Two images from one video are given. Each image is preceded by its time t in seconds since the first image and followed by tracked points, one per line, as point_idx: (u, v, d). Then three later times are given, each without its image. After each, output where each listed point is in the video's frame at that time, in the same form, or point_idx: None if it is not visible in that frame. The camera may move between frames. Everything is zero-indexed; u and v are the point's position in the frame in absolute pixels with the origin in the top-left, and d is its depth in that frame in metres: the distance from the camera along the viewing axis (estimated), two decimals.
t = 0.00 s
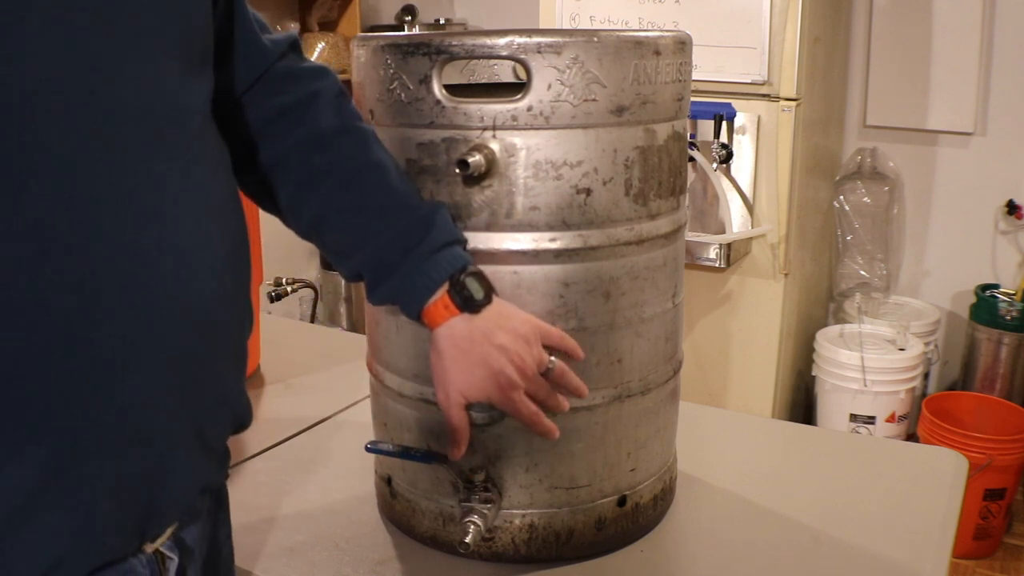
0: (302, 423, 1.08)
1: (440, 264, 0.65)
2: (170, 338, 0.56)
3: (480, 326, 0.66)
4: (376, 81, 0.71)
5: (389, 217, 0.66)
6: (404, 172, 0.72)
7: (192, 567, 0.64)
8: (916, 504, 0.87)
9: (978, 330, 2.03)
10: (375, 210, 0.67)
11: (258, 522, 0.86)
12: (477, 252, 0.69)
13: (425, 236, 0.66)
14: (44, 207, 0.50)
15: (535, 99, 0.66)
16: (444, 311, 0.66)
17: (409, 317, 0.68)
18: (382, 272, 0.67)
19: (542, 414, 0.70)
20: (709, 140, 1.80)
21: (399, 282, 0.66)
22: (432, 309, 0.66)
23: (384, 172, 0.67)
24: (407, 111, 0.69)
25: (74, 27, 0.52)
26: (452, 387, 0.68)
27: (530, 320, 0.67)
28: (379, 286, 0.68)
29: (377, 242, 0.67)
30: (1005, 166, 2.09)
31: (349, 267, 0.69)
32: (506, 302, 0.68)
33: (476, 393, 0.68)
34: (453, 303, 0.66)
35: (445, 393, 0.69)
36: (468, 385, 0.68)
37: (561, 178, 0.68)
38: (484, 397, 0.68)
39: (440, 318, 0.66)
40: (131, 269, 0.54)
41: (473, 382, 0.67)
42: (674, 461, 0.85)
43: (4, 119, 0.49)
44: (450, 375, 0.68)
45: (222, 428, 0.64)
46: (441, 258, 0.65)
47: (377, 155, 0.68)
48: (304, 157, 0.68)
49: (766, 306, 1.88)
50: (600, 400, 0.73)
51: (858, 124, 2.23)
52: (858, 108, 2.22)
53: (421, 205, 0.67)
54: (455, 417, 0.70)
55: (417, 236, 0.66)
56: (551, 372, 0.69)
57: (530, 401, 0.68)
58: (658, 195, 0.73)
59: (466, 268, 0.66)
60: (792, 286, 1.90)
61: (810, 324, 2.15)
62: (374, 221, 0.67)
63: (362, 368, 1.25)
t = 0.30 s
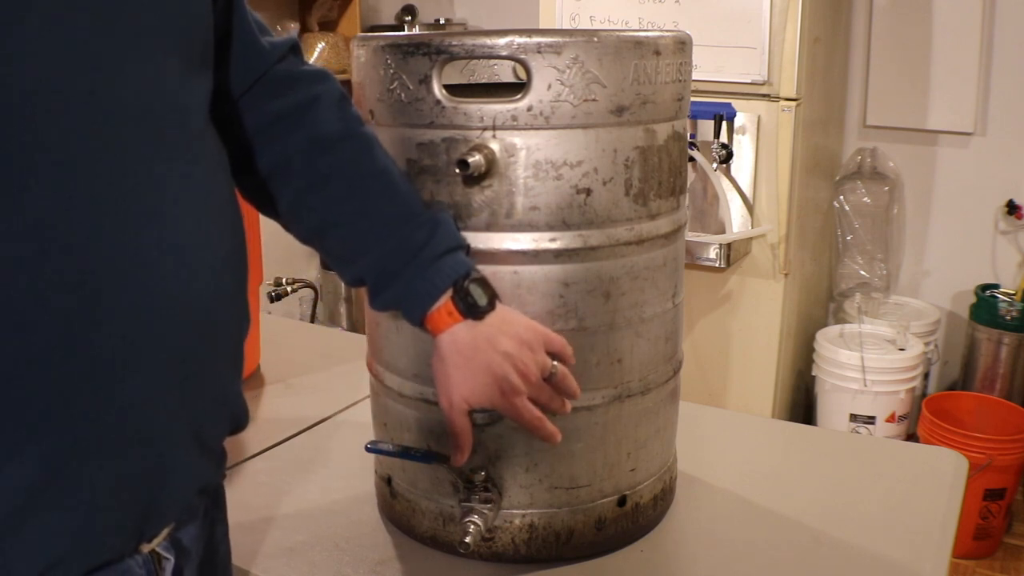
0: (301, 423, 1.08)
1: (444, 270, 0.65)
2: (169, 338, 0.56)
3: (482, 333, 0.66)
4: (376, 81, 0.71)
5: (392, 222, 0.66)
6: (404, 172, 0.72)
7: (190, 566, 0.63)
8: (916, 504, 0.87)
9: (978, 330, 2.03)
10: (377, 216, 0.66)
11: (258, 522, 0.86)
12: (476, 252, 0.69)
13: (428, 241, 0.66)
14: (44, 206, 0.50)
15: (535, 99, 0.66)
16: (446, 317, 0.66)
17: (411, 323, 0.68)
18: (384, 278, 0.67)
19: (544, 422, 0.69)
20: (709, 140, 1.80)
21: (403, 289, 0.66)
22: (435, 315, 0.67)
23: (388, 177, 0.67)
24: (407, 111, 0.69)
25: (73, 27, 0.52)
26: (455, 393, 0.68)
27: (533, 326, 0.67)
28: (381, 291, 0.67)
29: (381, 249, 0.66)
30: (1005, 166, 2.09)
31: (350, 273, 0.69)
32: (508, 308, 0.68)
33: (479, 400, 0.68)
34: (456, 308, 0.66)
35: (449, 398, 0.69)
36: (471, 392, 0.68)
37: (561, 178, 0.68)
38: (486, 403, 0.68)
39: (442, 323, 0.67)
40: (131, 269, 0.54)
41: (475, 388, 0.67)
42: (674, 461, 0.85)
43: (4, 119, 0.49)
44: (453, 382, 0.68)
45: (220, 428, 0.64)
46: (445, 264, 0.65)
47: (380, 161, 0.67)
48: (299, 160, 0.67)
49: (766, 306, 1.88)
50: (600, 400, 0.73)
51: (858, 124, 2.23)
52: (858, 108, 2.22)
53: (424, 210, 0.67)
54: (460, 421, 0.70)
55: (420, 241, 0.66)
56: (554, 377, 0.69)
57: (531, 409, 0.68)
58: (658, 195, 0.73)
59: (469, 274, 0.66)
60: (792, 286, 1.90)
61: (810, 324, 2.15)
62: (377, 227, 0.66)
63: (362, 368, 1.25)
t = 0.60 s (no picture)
0: (302, 423, 1.08)
1: (405, 249, 0.64)
2: (169, 338, 0.56)
3: (450, 305, 0.62)
4: (376, 81, 0.71)
5: (355, 210, 0.66)
6: (404, 172, 0.72)
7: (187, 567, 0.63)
8: (916, 504, 0.87)
9: (978, 330, 2.03)
10: (342, 205, 0.66)
11: (258, 522, 0.86)
12: (476, 252, 0.69)
13: (390, 227, 0.65)
14: (43, 206, 0.50)
15: (535, 99, 0.66)
16: (408, 296, 0.64)
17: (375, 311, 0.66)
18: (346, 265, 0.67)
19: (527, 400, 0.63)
20: (709, 140, 1.80)
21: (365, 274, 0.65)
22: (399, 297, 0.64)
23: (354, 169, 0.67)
24: (407, 111, 0.69)
25: (72, 27, 0.52)
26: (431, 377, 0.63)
27: (500, 301, 0.63)
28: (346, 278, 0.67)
29: (344, 237, 0.66)
30: (1005, 166, 2.09)
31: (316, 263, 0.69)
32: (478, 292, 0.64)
33: (453, 376, 0.62)
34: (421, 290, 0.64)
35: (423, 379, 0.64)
36: (443, 368, 0.62)
37: (561, 178, 0.68)
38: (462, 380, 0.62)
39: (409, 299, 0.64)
40: (131, 268, 0.54)
41: (448, 362, 0.62)
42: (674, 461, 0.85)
43: (5, 119, 0.49)
44: (427, 366, 0.63)
45: (219, 429, 0.64)
46: (405, 247, 0.64)
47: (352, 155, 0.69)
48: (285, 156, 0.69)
49: (766, 306, 1.88)
50: (600, 400, 0.73)
51: (858, 124, 2.23)
52: (858, 108, 2.22)
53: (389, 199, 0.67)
54: (439, 408, 0.64)
55: (382, 227, 0.65)
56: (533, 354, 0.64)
57: (512, 383, 0.62)
58: (658, 195, 0.73)
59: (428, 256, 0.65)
60: (792, 286, 1.90)
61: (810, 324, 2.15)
62: (342, 216, 0.66)
63: (362, 368, 1.25)
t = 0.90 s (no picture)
0: (302, 423, 1.08)
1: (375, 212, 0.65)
2: (169, 339, 0.56)
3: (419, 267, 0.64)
4: (376, 82, 0.71)
5: (325, 179, 0.67)
6: (405, 172, 0.71)
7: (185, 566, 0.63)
8: (915, 505, 0.87)
9: (978, 330, 2.03)
10: (314, 175, 0.68)
11: (258, 522, 0.86)
12: (476, 252, 0.69)
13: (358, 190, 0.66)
14: (45, 207, 0.50)
15: (535, 99, 0.66)
16: (381, 257, 0.65)
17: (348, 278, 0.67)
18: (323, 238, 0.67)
19: (511, 342, 0.62)
20: (709, 140, 1.80)
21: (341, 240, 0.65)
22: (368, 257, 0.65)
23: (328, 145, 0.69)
24: (407, 111, 0.69)
25: (72, 28, 0.52)
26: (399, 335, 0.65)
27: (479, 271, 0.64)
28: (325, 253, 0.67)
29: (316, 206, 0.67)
30: (1004, 166, 2.09)
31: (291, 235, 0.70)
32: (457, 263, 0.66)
33: (423, 332, 0.63)
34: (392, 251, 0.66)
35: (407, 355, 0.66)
36: (413, 322, 0.64)
37: (561, 179, 0.68)
38: (439, 337, 0.63)
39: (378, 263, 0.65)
40: (131, 269, 0.54)
41: (423, 322, 0.63)
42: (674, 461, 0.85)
43: (5, 119, 0.49)
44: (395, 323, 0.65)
45: (219, 429, 0.64)
46: (374, 208, 0.65)
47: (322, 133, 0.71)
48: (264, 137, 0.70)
49: (766, 306, 1.88)
50: (600, 400, 0.73)
51: (858, 124, 2.23)
52: (858, 108, 2.22)
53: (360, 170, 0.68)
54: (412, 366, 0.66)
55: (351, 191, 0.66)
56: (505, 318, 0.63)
57: (488, 329, 0.62)
58: (658, 195, 0.73)
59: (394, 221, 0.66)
60: (792, 286, 1.90)
61: (810, 324, 2.15)
62: (315, 186, 0.68)
63: (362, 368, 1.25)
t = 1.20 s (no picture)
0: (302, 423, 1.08)
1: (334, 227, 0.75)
2: (167, 339, 0.57)
3: (400, 258, 0.73)
4: (376, 81, 0.71)
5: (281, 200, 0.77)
6: (405, 172, 0.71)
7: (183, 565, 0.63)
8: (916, 505, 0.87)
9: (978, 329, 2.03)
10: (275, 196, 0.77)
11: (257, 522, 0.86)
12: (476, 252, 0.69)
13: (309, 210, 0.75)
14: (44, 208, 0.50)
15: (535, 99, 0.66)
16: (346, 242, 0.74)
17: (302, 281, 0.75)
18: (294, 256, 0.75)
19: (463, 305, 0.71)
20: (709, 140, 1.81)
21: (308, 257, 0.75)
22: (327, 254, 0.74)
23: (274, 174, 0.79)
24: (407, 111, 0.69)
25: (72, 28, 0.52)
26: (365, 299, 0.71)
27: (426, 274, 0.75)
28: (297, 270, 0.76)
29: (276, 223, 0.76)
30: (1004, 166, 2.09)
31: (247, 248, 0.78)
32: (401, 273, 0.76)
33: (390, 289, 0.70)
34: (361, 247, 0.75)
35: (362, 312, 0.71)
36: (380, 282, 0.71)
37: (561, 179, 0.68)
38: (401, 289, 0.70)
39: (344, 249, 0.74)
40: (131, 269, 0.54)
41: (388, 275, 0.71)
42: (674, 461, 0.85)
43: (5, 119, 0.49)
44: (359, 292, 0.71)
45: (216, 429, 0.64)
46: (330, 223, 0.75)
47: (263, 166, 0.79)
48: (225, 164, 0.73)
49: (766, 306, 1.88)
50: (600, 400, 0.73)
51: (858, 124, 2.23)
52: (858, 108, 2.22)
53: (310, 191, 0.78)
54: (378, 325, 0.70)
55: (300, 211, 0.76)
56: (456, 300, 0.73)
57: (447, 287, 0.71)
58: (658, 195, 0.72)
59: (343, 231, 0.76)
60: (792, 286, 1.90)
61: (810, 324, 2.15)
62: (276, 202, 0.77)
63: (362, 368, 1.25)
